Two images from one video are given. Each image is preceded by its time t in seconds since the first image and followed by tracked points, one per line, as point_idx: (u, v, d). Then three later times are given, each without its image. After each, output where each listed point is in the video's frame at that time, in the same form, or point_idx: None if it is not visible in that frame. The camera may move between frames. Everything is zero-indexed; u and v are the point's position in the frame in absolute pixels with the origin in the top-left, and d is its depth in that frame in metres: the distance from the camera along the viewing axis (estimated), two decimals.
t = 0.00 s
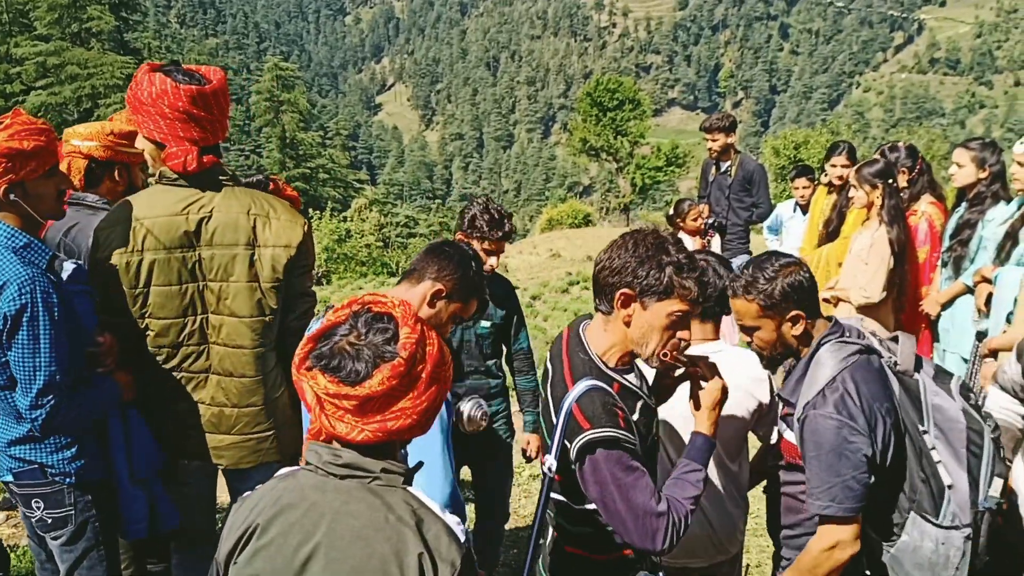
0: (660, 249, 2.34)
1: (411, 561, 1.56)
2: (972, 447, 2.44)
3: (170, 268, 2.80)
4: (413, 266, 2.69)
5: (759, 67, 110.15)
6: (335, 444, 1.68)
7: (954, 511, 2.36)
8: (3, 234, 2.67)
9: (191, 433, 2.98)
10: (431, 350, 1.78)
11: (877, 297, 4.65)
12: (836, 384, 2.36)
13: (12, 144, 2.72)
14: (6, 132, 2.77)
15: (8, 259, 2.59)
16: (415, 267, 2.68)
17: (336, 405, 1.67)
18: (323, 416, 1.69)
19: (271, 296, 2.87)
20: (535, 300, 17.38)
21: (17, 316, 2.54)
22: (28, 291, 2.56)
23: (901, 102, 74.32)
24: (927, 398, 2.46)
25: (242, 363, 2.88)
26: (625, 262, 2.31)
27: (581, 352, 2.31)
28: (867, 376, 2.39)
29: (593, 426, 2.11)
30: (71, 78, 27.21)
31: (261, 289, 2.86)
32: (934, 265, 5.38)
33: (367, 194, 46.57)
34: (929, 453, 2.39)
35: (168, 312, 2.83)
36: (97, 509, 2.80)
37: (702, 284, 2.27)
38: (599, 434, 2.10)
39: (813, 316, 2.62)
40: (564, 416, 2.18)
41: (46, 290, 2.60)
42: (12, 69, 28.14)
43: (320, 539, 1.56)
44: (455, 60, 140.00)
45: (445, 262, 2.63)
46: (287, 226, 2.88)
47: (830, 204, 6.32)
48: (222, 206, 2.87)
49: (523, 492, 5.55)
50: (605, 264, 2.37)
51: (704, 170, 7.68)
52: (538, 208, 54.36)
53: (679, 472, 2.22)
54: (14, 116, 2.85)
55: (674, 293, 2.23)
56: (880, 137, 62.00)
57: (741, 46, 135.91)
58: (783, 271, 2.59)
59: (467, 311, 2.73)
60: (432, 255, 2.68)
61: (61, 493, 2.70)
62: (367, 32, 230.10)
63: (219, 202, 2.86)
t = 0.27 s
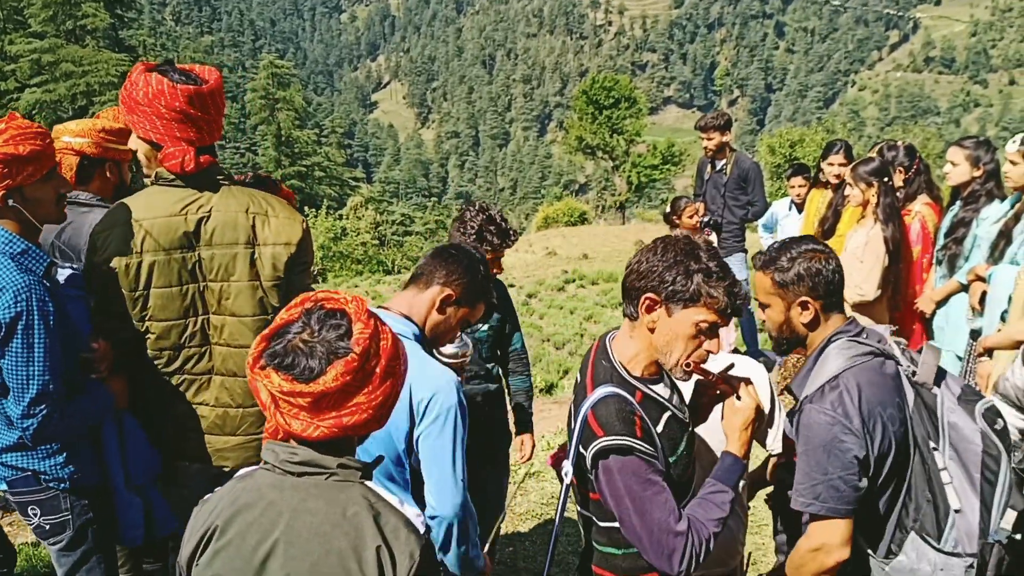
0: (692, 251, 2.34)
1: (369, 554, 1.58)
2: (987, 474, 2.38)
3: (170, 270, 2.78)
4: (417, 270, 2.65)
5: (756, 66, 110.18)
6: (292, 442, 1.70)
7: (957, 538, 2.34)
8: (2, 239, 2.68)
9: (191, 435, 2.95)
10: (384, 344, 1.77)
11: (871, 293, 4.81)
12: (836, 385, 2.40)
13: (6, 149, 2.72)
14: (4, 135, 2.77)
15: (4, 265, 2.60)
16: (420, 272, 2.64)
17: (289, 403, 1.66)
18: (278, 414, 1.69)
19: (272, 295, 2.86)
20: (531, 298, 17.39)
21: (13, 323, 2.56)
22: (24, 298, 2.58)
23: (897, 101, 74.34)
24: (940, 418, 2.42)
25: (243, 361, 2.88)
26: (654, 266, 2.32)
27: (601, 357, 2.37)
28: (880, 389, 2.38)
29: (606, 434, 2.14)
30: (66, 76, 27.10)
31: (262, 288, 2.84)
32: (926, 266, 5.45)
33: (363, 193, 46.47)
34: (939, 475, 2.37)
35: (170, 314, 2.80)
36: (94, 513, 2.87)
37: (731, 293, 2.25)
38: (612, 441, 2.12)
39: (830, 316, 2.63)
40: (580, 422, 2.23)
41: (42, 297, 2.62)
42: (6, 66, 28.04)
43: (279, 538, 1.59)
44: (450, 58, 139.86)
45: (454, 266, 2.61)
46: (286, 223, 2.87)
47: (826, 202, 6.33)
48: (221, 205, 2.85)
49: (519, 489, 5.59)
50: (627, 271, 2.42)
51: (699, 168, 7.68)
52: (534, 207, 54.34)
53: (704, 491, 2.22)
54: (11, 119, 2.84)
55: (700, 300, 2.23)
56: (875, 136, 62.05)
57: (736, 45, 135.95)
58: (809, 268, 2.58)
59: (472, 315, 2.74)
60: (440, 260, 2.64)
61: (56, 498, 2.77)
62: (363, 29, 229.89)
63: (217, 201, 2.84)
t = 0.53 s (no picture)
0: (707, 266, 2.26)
1: (306, 545, 1.58)
2: (1015, 501, 2.34)
3: (170, 269, 2.77)
4: (441, 276, 2.51)
5: (752, 64, 110.18)
6: (232, 436, 1.72)
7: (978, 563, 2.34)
8: None
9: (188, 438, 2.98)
10: (318, 336, 1.79)
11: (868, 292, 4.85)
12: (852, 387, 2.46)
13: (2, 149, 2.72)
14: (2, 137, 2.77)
15: None
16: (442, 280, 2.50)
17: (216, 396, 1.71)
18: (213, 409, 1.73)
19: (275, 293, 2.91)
20: (527, 297, 17.40)
21: None
22: (13, 299, 2.54)
23: (892, 100, 74.39)
24: (974, 439, 2.40)
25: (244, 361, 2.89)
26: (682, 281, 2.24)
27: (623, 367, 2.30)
28: (901, 408, 2.37)
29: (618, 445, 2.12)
30: (61, 73, 27.05)
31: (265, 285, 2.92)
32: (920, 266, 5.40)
33: (359, 191, 46.41)
34: (966, 497, 2.37)
35: (171, 314, 2.80)
36: (88, 516, 2.89)
37: (749, 299, 2.23)
38: (626, 455, 2.09)
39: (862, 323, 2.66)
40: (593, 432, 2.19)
41: (30, 299, 2.59)
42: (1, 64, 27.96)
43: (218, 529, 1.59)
44: (446, 57, 139.72)
45: (482, 275, 2.47)
46: (289, 222, 2.97)
47: (820, 202, 6.34)
48: (223, 204, 2.89)
49: (515, 487, 5.60)
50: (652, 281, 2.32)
51: (696, 167, 7.70)
52: (530, 205, 54.31)
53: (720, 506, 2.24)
54: (9, 119, 2.84)
55: (716, 307, 2.20)
56: (870, 135, 62.07)
57: (732, 43, 135.91)
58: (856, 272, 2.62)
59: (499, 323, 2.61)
60: (471, 268, 2.49)
61: (51, 502, 2.77)
62: (358, 28, 229.55)
63: (219, 200, 2.87)
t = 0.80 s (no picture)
0: (724, 275, 2.15)
1: (259, 536, 1.75)
2: None
3: (173, 265, 2.82)
4: (444, 281, 2.46)
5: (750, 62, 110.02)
6: (191, 431, 1.88)
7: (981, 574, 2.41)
8: None
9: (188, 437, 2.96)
10: (274, 333, 1.98)
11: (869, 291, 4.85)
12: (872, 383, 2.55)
13: None
14: None
15: None
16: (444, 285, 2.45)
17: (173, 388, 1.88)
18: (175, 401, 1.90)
19: (281, 294, 2.98)
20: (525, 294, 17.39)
21: None
22: None
23: (890, 97, 74.31)
24: (995, 450, 2.43)
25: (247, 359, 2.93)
26: (713, 300, 2.11)
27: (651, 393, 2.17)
28: (925, 412, 2.44)
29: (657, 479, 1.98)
30: (59, 71, 27.08)
31: (270, 284, 2.96)
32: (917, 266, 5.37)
33: (357, 189, 46.35)
34: (979, 510, 2.43)
35: (173, 313, 2.85)
36: (87, 517, 2.82)
37: (771, 310, 2.13)
38: (668, 485, 1.96)
39: (891, 321, 2.73)
40: (625, 462, 2.05)
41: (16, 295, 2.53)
42: None
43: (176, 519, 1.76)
44: (444, 55, 139.53)
45: (488, 279, 2.43)
46: (295, 222, 3.01)
47: (818, 201, 6.33)
48: (228, 203, 2.92)
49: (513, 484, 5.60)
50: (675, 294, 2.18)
51: (694, 165, 7.70)
52: (528, 203, 54.26)
53: (767, 529, 2.12)
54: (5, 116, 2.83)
55: (738, 319, 2.09)
56: (869, 133, 62.03)
57: (731, 41, 135.72)
58: (892, 273, 2.71)
59: (506, 323, 2.58)
60: (473, 274, 2.44)
61: (47, 503, 2.71)
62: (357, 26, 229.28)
63: (224, 199, 2.90)
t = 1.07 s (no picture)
0: (746, 281, 1.95)
1: (244, 527, 1.64)
2: None
3: (175, 263, 2.83)
4: (421, 280, 2.41)
5: (749, 58, 110.01)
6: (167, 429, 1.78)
7: None
8: None
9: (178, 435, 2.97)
10: (247, 329, 1.88)
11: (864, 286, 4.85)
12: (882, 391, 2.47)
13: None
14: None
15: None
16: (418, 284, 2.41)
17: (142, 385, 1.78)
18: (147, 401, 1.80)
19: (283, 294, 2.95)
20: (523, 290, 17.40)
21: None
22: None
23: (889, 93, 74.32)
24: (1006, 469, 2.40)
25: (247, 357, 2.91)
26: (744, 310, 1.89)
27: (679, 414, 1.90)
28: (931, 424, 2.40)
29: (709, 506, 1.69)
30: (56, 66, 27.06)
31: (272, 284, 2.92)
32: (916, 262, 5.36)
33: (355, 184, 46.38)
34: (990, 527, 2.44)
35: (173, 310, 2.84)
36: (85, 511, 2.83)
37: (802, 314, 1.95)
38: (722, 514, 1.67)
39: (904, 325, 2.63)
40: (666, 488, 1.77)
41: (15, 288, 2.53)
42: None
43: (155, 519, 1.64)
44: (443, 50, 139.44)
45: (464, 274, 2.36)
46: (298, 222, 2.97)
47: (816, 196, 6.33)
48: (232, 201, 2.89)
49: (511, 480, 5.60)
50: (699, 311, 1.95)
51: (692, 160, 7.69)
52: (526, 199, 54.31)
53: (804, 549, 1.97)
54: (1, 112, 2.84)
55: (770, 327, 1.89)
56: (867, 129, 62.08)
57: (730, 36, 135.61)
58: (907, 276, 2.61)
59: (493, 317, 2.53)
60: (445, 267, 2.39)
61: (47, 498, 2.71)
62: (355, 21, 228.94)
63: (227, 197, 2.88)
